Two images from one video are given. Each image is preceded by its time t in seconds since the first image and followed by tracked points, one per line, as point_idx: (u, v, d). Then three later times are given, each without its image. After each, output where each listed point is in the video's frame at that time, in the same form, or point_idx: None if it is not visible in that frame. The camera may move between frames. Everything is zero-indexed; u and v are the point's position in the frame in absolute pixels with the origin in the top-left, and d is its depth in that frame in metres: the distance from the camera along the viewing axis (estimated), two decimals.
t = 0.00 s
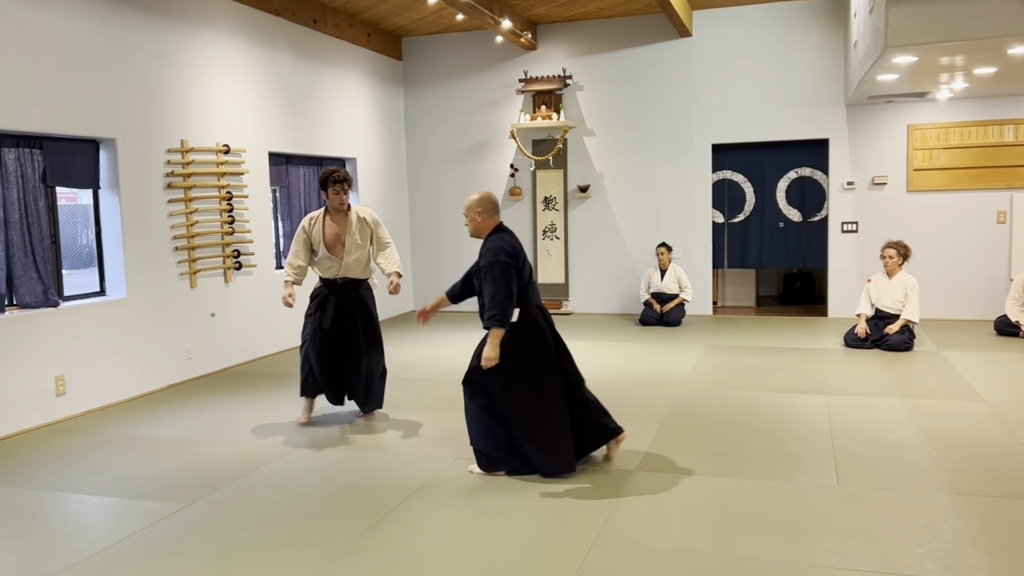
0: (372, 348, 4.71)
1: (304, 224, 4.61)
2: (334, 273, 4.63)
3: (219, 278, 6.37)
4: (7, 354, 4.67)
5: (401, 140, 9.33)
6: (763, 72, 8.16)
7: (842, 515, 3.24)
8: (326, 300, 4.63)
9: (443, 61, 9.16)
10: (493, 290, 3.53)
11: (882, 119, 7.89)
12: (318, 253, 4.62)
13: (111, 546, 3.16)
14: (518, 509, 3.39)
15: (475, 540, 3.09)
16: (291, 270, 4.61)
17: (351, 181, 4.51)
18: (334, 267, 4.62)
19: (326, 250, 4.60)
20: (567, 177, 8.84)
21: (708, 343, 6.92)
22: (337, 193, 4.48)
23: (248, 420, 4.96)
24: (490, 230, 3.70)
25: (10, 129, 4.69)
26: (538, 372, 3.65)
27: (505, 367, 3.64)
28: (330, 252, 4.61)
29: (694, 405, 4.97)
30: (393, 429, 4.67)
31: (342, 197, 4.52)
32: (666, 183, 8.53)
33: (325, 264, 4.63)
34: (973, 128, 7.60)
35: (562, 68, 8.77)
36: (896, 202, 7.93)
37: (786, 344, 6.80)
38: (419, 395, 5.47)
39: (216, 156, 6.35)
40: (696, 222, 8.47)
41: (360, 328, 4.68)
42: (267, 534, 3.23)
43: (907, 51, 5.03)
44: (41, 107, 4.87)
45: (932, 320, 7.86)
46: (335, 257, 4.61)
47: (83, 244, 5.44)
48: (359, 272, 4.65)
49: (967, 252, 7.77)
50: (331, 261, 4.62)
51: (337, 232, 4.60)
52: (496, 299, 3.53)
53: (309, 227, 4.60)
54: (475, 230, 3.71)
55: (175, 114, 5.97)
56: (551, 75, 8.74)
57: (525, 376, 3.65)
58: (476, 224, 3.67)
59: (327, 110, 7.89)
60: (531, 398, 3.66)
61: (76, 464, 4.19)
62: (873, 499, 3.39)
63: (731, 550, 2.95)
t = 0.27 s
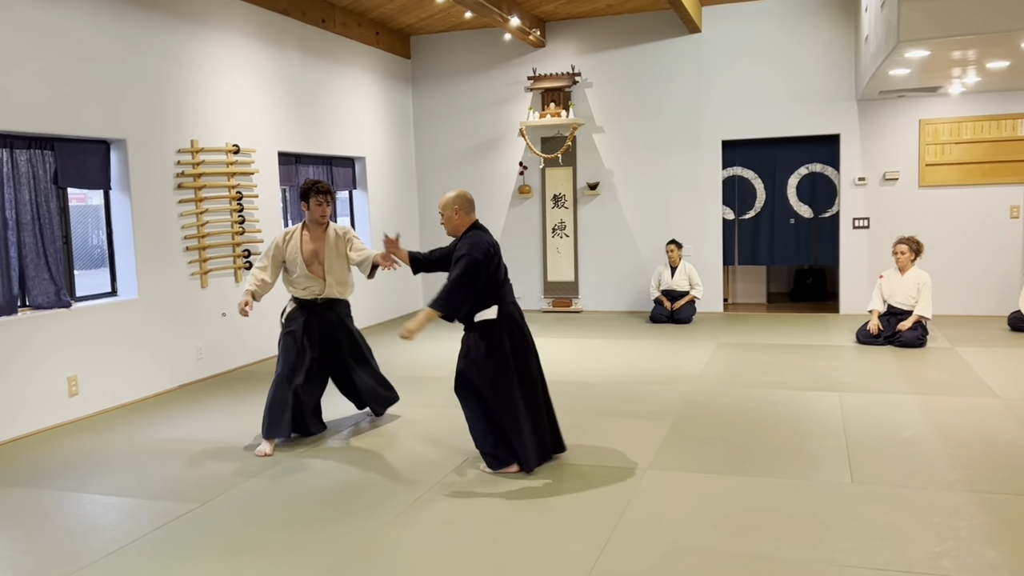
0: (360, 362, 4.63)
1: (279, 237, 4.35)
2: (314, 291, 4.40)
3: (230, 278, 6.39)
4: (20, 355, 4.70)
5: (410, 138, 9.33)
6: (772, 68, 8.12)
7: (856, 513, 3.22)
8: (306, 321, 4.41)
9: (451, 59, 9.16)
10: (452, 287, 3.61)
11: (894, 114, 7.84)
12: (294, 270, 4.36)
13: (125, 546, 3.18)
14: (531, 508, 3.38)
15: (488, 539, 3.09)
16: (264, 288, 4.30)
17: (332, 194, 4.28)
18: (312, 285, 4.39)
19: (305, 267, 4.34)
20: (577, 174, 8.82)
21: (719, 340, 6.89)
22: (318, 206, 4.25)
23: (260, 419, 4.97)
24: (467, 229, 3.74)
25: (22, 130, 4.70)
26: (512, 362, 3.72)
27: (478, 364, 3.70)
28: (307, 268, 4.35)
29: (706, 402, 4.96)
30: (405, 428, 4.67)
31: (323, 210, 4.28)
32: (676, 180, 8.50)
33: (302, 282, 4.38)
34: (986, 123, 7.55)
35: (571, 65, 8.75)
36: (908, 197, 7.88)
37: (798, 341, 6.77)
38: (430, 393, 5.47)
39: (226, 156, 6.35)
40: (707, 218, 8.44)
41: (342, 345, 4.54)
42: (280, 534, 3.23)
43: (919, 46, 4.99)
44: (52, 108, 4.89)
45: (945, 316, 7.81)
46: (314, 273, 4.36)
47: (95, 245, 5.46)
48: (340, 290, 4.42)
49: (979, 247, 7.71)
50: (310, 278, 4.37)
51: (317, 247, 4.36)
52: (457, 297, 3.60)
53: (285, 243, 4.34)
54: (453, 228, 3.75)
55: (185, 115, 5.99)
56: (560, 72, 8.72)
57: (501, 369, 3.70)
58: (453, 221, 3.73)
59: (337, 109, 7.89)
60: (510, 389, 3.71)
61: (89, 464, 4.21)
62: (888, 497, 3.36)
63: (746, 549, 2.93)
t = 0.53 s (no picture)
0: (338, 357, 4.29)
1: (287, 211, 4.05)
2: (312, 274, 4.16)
3: (242, 276, 6.41)
4: (35, 353, 4.73)
5: (421, 136, 9.33)
6: (785, 63, 8.07)
7: (872, 510, 3.20)
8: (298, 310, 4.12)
9: (462, 56, 9.15)
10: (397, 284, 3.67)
11: (907, 109, 7.78)
12: (295, 248, 4.09)
13: (140, 543, 3.19)
14: (545, 505, 3.38)
15: (501, 536, 3.09)
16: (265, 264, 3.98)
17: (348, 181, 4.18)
18: (311, 266, 4.15)
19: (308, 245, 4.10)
20: (588, 171, 8.80)
21: (731, 338, 6.87)
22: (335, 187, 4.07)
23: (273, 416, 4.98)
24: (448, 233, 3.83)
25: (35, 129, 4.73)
26: (486, 354, 3.82)
27: (454, 361, 3.83)
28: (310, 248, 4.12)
29: (719, 400, 4.94)
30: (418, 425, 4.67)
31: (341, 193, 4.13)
32: (687, 176, 8.47)
33: (301, 262, 4.12)
34: (1000, 117, 7.48)
35: (581, 61, 8.73)
36: (921, 193, 7.82)
37: (811, 338, 6.74)
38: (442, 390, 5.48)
39: (238, 154, 6.37)
40: (719, 215, 8.40)
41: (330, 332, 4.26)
42: (294, 531, 3.23)
43: (933, 40, 4.95)
44: (65, 107, 4.91)
45: (959, 313, 7.75)
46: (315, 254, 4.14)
47: (108, 243, 5.49)
48: (336, 276, 4.24)
49: (994, 243, 7.65)
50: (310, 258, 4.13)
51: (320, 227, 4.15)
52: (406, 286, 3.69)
53: (290, 217, 4.03)
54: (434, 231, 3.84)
55: (198, 113, 6.00)
56: (571, 69, 8.70)
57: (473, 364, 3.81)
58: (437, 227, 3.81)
59: (348, 107, 7.90)
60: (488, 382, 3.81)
61: (104, 461, 4.23)
62: (904, 495, 3.34)
63: (761, 546, 2.92)
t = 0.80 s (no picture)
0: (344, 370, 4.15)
1: (305, 233, 3.88)
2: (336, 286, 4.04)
3: (256, 275, 6.43)
4: (53, 352, 4.76)
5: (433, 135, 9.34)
6: (798, 61, 8.04)
7: (891, 511, 3.19)
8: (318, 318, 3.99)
9: (475, 55, 9.15)
10: (380, 282, 3.83)
11: (923, 107, 7.74)
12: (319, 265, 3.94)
13: (160, 542, 3.21)
14: (563, 505, 3.38)
15: (519, 536, 3.09)
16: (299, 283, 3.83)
17: (354, 189, 4.12)
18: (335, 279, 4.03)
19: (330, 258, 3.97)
20: (600, 170, 8.79)
21: (745, 337, 6.85)
22: (349, 197, 3.98)
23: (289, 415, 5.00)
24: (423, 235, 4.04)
25: (53, 130, 4.76)
26: (459, 351, 4.11)
27: (430, 357, 4.08)
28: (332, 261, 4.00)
29: (735, 399, 4.93)
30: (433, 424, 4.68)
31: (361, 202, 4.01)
32: (700, 174, 8.44)
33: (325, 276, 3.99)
34: (1017, 115, 7.44)
35: (594, 60, 8.71)
36: (937, 191, 7.78)
37: (825, 337, 6.71)
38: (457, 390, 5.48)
39: (252, 154, 6.39)
40: (732, 213, 8.37)
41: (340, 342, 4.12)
42: (312, 530, 3.25)
43: (951, 38, 4.93)
44: (82, 108, 4.94)
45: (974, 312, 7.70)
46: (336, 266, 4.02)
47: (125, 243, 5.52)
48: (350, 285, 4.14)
49: (1010, 241, 7.60)
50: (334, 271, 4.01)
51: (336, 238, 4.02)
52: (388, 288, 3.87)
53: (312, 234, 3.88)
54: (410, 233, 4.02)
55: (213, 113, 6.03)
56: (583, 68, 8.69)
57: (449, 358, 4.08)
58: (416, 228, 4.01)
59: (361, 107, 7.91)
60: (465, 376, 4.09)
61: (121, 460, 4.26)
62: (923, 496, 3.33)
63: (780, 547, 2.92)
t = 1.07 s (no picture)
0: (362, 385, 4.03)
1: (295, 294, 3.50)
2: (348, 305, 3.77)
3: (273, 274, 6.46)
4: (74, 351, 4.80)
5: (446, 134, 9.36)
6: (813, 59, 8.01)
7: (912, 512, 3.18)
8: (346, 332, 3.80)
9: (488, 54, 9.16)
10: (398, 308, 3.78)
11: (939, 105, 7.70)
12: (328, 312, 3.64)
13: (183, 539, 3.24)
14: (582, 505, 3.39)
15: (539, 536, 3.10)
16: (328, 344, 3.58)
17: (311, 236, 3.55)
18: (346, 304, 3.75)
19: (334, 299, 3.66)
20: (614, 168, 8.78)
21: (760, 336, 6.84)
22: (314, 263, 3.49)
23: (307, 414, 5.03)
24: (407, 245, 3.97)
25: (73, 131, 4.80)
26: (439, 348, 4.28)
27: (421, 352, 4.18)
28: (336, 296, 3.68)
29: (752, 399, 4.93)
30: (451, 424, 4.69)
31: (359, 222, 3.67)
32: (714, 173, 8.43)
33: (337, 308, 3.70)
34: None
35: (608, 58, 8.71)
36: (953, 189, 7.74)
37: (841, 336, 6.69)
38: (473, 389, 5.50)
39: (269, 154, 6.42)
40: (747, 212, 8.36)
41: (353, 346, 3.90)
42: (334, 529, 3.26)
43: (969, 37, 4.90)
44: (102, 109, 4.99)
45: (991, 310, 7.66)
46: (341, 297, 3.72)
47: (143, 242, 5.57)
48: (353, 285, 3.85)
49: None
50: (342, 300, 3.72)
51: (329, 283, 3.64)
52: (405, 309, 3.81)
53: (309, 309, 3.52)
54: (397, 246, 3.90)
55: (229, 113, 6.06)
56: (597, 66, 8.69)
57: (421, 358, 4.19)
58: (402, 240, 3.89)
59: (375, 107, 7.94)
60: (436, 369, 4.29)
61: (142, 458, 4.29)
62: (945, 496, 3.32)
63: (801, 547, 2.92)
